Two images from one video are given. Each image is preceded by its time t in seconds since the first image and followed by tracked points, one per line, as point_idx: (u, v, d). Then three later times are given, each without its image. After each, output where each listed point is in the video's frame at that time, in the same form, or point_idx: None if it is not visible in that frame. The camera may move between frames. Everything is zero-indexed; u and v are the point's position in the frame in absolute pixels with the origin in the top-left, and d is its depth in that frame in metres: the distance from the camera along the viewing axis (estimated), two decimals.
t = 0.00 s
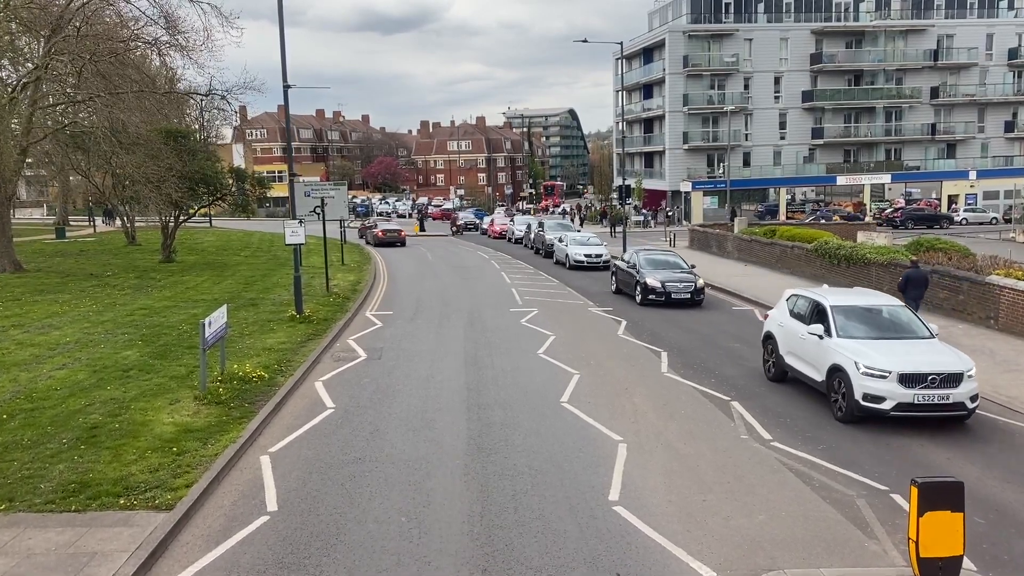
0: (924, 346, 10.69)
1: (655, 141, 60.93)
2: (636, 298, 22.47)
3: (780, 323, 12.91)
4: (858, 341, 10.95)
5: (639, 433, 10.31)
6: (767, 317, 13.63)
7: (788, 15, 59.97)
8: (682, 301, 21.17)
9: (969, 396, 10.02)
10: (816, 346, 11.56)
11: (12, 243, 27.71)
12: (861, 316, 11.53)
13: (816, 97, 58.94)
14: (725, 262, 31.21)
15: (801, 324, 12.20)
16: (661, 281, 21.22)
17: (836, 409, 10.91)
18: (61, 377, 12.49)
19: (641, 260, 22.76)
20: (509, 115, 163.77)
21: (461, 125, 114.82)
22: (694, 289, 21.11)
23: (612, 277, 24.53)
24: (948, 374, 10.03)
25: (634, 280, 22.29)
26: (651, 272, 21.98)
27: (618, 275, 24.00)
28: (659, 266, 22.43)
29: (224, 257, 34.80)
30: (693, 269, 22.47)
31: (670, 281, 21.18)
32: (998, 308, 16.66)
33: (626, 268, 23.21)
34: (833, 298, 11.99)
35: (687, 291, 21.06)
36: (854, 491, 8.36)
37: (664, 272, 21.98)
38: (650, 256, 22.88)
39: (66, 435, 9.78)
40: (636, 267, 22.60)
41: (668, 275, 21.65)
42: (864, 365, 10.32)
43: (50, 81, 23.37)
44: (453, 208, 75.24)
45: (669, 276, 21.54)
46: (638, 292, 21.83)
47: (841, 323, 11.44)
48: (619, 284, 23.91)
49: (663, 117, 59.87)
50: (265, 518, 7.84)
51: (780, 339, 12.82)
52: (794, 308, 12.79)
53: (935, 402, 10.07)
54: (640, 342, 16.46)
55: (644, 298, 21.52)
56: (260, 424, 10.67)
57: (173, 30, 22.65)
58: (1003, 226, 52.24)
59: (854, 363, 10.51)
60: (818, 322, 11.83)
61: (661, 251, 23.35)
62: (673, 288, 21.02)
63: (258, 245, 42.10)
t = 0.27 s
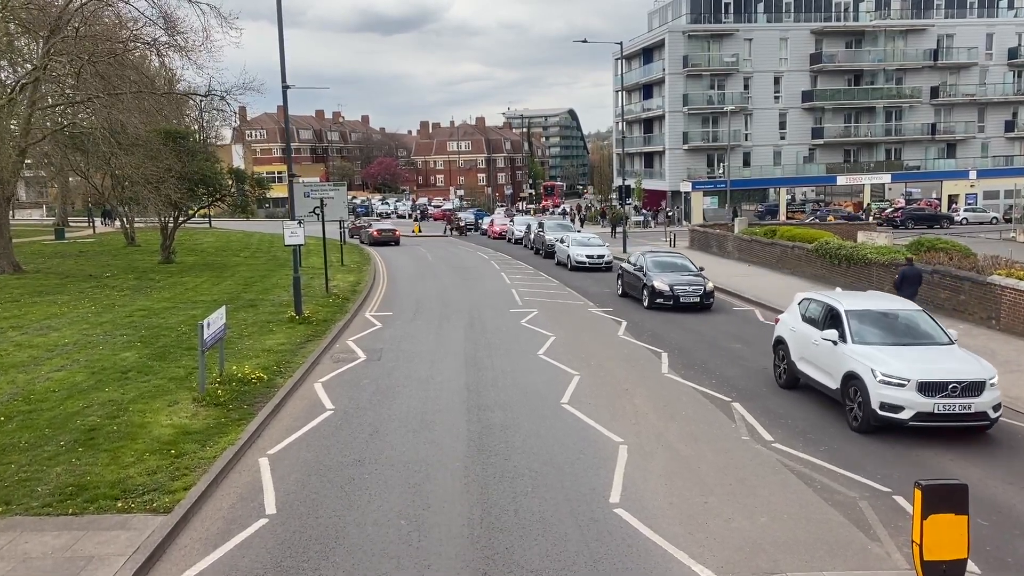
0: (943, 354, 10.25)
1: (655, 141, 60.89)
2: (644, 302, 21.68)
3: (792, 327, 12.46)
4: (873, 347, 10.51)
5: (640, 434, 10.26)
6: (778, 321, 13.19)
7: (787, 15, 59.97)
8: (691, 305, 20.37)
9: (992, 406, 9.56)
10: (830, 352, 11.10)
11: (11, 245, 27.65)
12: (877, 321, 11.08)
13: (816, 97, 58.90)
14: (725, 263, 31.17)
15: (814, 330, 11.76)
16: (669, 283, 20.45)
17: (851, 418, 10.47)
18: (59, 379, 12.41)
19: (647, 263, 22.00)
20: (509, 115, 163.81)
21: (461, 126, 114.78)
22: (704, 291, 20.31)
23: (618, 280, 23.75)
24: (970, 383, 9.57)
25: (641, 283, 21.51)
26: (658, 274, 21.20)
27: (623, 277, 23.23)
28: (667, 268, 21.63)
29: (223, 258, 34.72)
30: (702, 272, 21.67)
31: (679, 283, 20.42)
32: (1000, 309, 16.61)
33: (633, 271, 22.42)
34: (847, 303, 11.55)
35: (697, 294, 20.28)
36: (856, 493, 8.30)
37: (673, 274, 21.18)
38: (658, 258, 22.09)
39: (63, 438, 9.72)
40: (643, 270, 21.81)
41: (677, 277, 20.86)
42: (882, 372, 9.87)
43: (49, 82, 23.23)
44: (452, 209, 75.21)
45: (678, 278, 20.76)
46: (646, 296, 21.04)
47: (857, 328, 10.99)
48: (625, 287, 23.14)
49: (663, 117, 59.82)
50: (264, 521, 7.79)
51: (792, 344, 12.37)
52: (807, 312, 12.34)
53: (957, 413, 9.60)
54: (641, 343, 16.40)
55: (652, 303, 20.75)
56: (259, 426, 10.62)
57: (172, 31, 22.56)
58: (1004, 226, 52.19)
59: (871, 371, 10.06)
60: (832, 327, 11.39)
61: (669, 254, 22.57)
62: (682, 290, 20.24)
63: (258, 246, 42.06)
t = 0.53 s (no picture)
0: (962, 360, 9.80)
1: (655, 141, 60.85)
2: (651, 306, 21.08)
3: (803, 332, 12.04)
4: (889, 353, 10.09)
5: (641, 435, 10.21)
6: (789, 325, 12.76)
7: (787, 15, 59.94)
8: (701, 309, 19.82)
9: (1013, 416, 9.12)
10: (844, 359, 10.68)
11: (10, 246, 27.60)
12: (893, 326, 10.65)
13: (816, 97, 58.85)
14: (725, 263, 31.15)
15: (827, 335, 11.33)
16: (677, 287, 19.89)
17: (866, 427, 10.04)
18: (58, 380, 12.36)
19: (654, 265, 21.39)
20: (509, 115, 163.77)
21: (461, 126, 114.74)
22: (713, 295, 19.75)
23: (624, 282, 23.10)
24: (991, 391, 9.13)
25: (648, 286, 20.89)
26: (666, 277, 20.62)
27: (630, 280, 22.61)
28: (675, 270, 21.04)
29: (223, 258, 34.69)
30: (711, 274, 21.07)
31: (687, 287, 19.87)
32: (1001, 309, 16.57)
33: (640, 273, 21.78)
34: (861, 307, 11.12)
35: (706, 298, 19.71)
36: (858, 494, 8.27)
37: (681, 277, 20.58)
38: (665, 260, 21.47)
39: (62, 439, 9.67)
40: (650, 272, 21.19)
41: (685, 280, 20.26)
42: (898, 380, 9.44)
43: (48, 82, 23.11)
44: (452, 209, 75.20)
45: (686, 281, 20.18)
46: (653, 299, 20.44)
47: (871, 334, 10.56)
48: (631, 290, 22.51)
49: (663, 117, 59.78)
50: (263, 523, 7.74)
51: (804, 350, 11.94)
52: (819, 315, 11.92)
53: (977, 422, 9.16)
54: (641, 343, 16.39)
55: (660, 306, 20.14)
56: (258, 427, 10.58)
57: (171, 31, 22.50)
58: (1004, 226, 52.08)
59: (887, 378, 9.63)
60: (846, 332, 10.96)
61: (677, 256, 21.95)
62: (691, 294, 19.67)
63: (258, 246, 42.04)
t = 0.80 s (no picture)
0: (981, 368, 9.41)
1: (655, 141, 60.80)
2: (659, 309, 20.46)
3: (814, 336, 11.66)
4: (905, 360, 9.72)
5: (642, 436, 10.18)
6: (799, 329, 12.38)
7: (788, 14, 59.90)
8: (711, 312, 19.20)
9: None
10: (858, 365, 10.29)
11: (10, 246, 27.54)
12: (908, 332, 10.28)
13: (817, 97, 58.80)
14: (725, 263, 31.12)
15: (839, 340, 10.97)
16: (686, 290, 19.30)
17: (881, 435, 9.66)
18: (57, 381, 12.34)
19: (662, 266, 20.77)
20: (509, 115, 163.82)
21: (461, 126, 114.71)
22: (724, 298, 19.13)
23: (631, 285, 22.47)
24: (1013, 399, 8.75)
25: (656, 288, 20.24)
26: (674, 279, 20.00)
27: (636, 282, 21.95)
28: (684, 273, 20.42)
29: (223, 258, 34.65)
30: (720, 277, 20.51)
31: (697, 290, 19.26)
32: (1002, 309, 16.54)
33: (648, 276, 21.15)
34: (875, 311, 10.72)
35: (716, 301, 19.10)
36: (860, 496, 8.24)
37: (690, 280, 19.96)
38: (674, 262, 20.85)
39: (60, 441, 9.63)
40: (658, 274, 20.57)
41: (694, 283, 19.65)
42: (915, 388, 9.06)
43: (47, 82, 23.03)
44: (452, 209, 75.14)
45: (695, 284, 19.57)
46: (661, 303, 19.81)
47: (886, 339, 10.17)
48: (638, 292, 21.87)
49: (663, 117, 59.71)
50: (262, 525, 7.71)
51: (815, 355, 11.56)
52: (830, 320, 11.53)
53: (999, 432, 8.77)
54: (641, 343, 16.38)
55: (668, 309, 19.51)
56: (257, 427, 10.54)
57: (171, 31, 22.43)
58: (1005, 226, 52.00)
59: (904, 385, 9.25)
60: (860, 337, 10.57)
61: (685, 258, 21.33)
62: (700, 297, 19.06)
63: (258, 246, 41.97)
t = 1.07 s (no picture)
0: (1000, 375, 9.04)
1: (655, 141, 60.78)
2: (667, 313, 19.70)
3: (825, 341, 11.29)
4: (921, 366, 9.35)
5: (643, 437, 10.15)
6: (809, 333, 12.01)
7: (788, 14, 59.87)
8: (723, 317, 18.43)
9: None
10: (871, 371, 9.93)
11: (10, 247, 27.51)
12: (924, 337, 9.89)
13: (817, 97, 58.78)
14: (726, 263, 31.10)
15: (852, 345, 10.59)
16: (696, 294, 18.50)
17: (896, 445, 9.29)
18: (56, 382, 12.31)
19: (671, 270, 20.03)
20: (509, 115, 163.85)
21: (461, 126, 114.72)
22: (736, 303, 18.38)
23: (637, 288, 21.73)
24: None
25: (665, 292, 19.48)
26: (683, 282, 19.21)
27: (645, 286, 21.21)
28: (693, 276, 19.69)
29: (223, 258, 34.63)
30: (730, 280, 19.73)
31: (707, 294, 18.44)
32: (1004, 309, 16.50)
33: (655, 279, 20.39)
34: (889, 315, 10.35)
35: (728, 305, 18.35)
36: (861, 497, 8.21)
37: (700, 283, 19.20)
38: (682, 265, 20.11)
39: (58, 442, 9.60)
40: (666, 277, 19.81)
41: (704, 287, 18.90)
42: (933, 397, 8.69)
43: (47, 82, 22.97)
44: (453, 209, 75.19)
45: (706, 287, 18.82)
46: (670, 306, 19.03)
47: (901, 345, 9.80)
48: (645, 296, 21.13)
49: (663, 117, 59.69)
50: (261, 526, 7.67)
51: (827, 360, 11.18)
52: (842, 324, 11.15)
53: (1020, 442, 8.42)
54: (641, 343, 16.36)
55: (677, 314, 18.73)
56: (256, 428, 10.50)
57: (171, 32, 22.41)
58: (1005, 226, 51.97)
59: (921, 393, 8.88)
60: (873, 342, 10.19)
61: (694, 261, 20.60)
62: (711, 301, 18.30)
63: (258, 246, 41.95)
